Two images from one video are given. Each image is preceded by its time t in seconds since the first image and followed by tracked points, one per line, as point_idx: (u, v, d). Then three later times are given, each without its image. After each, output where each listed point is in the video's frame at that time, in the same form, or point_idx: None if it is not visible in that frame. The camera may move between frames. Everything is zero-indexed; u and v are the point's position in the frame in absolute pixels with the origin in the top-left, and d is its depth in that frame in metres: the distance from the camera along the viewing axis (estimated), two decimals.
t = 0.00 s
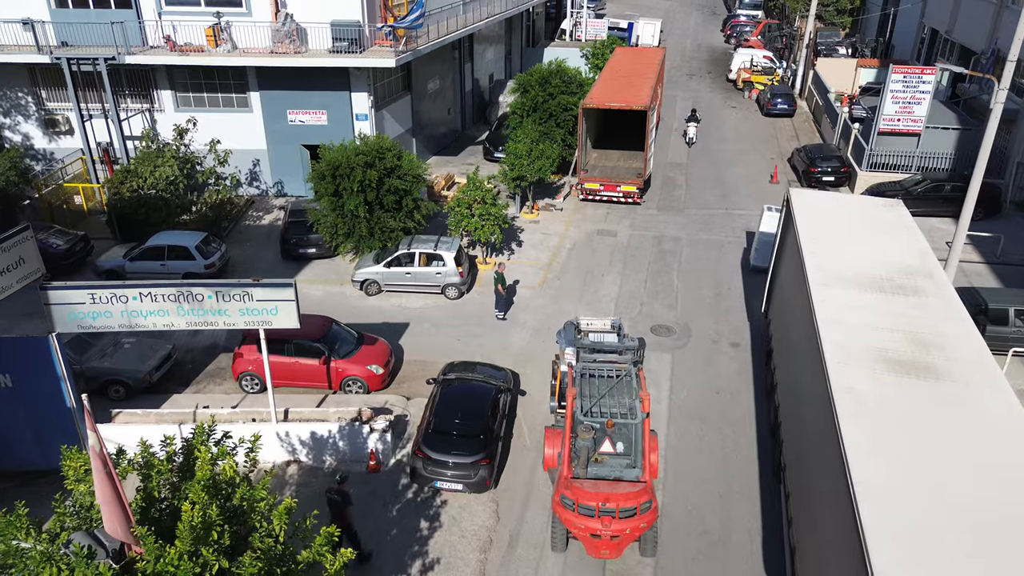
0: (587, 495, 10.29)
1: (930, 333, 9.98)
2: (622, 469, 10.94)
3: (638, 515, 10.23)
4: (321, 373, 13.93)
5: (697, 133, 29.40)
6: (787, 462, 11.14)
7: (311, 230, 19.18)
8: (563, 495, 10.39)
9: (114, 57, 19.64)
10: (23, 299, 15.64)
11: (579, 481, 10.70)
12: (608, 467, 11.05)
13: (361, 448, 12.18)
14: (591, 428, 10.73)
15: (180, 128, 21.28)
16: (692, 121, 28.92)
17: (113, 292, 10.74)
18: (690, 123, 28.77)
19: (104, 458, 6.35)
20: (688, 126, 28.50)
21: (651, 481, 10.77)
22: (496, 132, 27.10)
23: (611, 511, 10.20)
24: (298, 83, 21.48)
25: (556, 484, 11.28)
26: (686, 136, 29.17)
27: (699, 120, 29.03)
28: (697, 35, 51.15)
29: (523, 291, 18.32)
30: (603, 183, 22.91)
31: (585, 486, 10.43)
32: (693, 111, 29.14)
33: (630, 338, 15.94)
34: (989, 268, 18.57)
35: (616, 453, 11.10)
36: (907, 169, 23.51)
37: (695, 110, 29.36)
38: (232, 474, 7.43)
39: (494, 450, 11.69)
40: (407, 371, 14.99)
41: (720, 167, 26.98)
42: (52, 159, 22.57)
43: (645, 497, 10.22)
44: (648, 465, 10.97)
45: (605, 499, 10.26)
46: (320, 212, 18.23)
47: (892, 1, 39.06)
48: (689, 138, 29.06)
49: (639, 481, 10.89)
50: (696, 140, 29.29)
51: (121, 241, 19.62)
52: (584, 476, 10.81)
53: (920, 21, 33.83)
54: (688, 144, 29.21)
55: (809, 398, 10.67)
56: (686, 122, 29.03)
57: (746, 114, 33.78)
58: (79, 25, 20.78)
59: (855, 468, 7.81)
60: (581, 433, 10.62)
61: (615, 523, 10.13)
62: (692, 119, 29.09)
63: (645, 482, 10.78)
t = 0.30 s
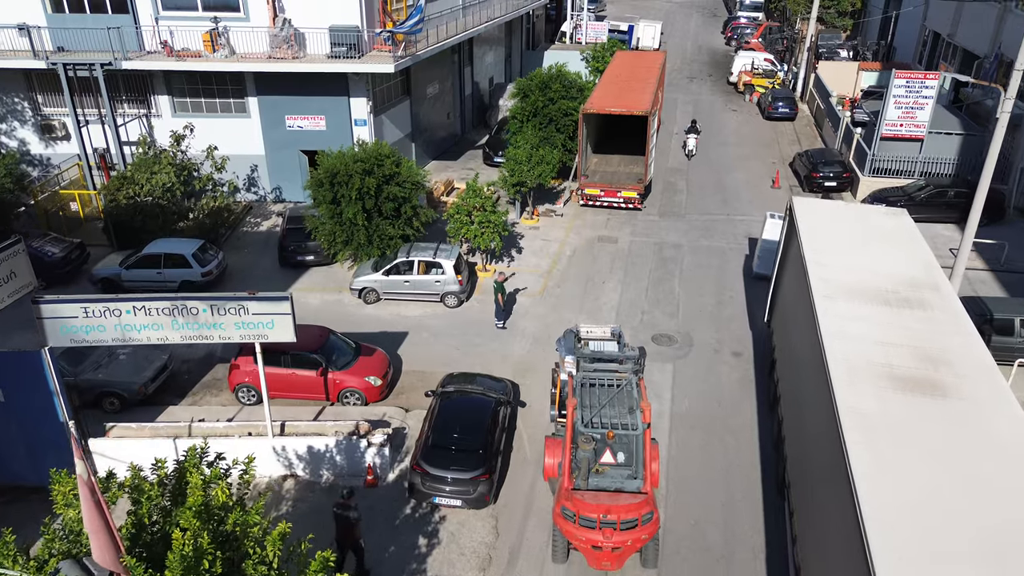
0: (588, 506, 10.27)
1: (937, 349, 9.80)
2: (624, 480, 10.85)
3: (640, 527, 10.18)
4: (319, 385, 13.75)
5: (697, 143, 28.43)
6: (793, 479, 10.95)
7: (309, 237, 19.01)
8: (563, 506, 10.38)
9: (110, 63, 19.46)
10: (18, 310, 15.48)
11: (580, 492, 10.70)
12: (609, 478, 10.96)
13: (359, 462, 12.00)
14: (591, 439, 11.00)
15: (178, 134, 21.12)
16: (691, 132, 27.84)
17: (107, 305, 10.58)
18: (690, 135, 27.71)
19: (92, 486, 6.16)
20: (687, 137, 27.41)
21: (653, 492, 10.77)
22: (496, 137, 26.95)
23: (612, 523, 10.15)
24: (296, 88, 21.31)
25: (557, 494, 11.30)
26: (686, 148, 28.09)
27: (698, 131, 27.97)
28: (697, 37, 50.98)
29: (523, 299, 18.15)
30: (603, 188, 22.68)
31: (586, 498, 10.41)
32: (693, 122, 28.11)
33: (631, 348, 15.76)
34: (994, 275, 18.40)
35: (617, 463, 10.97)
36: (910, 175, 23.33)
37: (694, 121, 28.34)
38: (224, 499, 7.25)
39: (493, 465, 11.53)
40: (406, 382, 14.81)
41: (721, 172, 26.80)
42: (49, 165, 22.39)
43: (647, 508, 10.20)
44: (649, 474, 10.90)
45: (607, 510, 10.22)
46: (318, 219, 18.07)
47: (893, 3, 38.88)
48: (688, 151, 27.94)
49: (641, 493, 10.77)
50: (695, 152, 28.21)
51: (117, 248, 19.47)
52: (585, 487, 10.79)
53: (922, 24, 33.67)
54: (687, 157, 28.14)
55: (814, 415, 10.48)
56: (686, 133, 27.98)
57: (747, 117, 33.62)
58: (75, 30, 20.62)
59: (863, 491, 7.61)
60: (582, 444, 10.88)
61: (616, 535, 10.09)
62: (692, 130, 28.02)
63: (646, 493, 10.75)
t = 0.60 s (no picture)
0: (589, 519, 10.24)
1: (945, 365, 9.62)
2: (624, 491, 10.85)
3: (641, 539, 10.20)
4: (316, 397, 13.57)
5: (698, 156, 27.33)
6: (797, 496, 10.77)
7: (307, 245, 18.83)
8: (564, 519, 10.40)
9: (106, 68, 19.29)
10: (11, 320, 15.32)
11: (581, 504, 10.76)
12: (610, 489, 11.00)
13: (356, 476, 11.83)
14: (591, 450, 10.89)
15: (175, 140, 20.96)
16: (691, 145, 26.65)
17: (100, 319, 10.41)
18: (688, 148, 26.54)
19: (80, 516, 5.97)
20: (686, 150, 26.20)
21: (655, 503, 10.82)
22: (496, 141, 26.80)
23: (613, 535, 10.20)
24: (295, 93, 21.14)
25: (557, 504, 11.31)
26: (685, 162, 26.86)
27: (698, 144, 26.82)
28: (698, 39, 50.81)
29: (522, 307, 17.97)
30: (604, 194, 22.61)
31: (587, 510, 10.40)
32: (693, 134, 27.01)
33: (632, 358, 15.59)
34: (998, 283, 18.25)
35: (618, 474, 10.96)
36: (912, 180, 23.18)
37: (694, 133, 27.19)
38: (216, 524, 7.07)
39: (493, 480, 11.39)
40: (404, 393, 14.64)
41: (722, 177, 26.62)
42: (45, 170, 22.21)
43: (648, 520, 10.24)
44: (650, 485, 11.01)
45: (607, 523, 10.21)
46: (316, 227, 17.90)
47: (895, 6, 38.71)
48: (688, 165, 26.69)
49: (643, 503, 10.84)
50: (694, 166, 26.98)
51: (114, 255, 19.30)
52: (586, 499, 10.82)
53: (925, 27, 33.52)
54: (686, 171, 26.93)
55: (819, 431, 10.30)
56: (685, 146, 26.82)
57: (747, 121, 33.46)
58: (71, 35, 20.46)
59: (870, 512, 7.43)
60: (582, 455, 10.80)
61: (617, 547, 10.10)
62: (691, 143, 26.83)
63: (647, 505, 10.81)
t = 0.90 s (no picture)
0: (591, 532, 10.36)
1: (951, 384, 9.47)
2: (626, 504, 10.82)
3: (643, 553, 10.27)
4: (314, 411, 13.41)
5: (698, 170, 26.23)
6: (801, 515, 10.59)
7: (305, 253, 18.67)
8: (566, 531, 10.46)
9: (103, 75, 19.12)
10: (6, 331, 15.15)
11: (582, 517, 10.75)
12: (612, 502, 10.94)
13: (354, 493, 11.68)
14: (592, 463, 11.02)
15: (172, 147, 20.80)
16: (690, 160, 25.64)
17: (93, 335, 10.26)
18: (688, 162, 25.50)
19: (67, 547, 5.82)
20: (686, 164, 25.19)
21: (656, 516, 10.78)
22: (496, 146, 26.68)
23: (614, 549, 10.29)
24: (293, 100, 20.98)
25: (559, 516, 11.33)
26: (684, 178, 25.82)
27: (698, 158, 25.81)
28: (698, 41, 50.66)
29: (523, 317, 17.81)
30: (605, 201, 22.34)
31: (588, 523, 10.46)
32: (692, 149, 26.01)
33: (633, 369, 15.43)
34: (1003, 292, 18.08)
35: (619, 487, 10.93)
36: (915, 186, 22.98)
37: (693, 147, 26.17)
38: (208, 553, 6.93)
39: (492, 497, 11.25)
40: (403, 406, 14.48)
41: (724, 182, 26.46)
42: (42, 177, 22.05)
43: (650, 533, 10.30)
44: (652, 498, 11.00)
45: (609, 537, 10.32)
46: (315, 235, 17.74)
47: (897, 10, 38.56)
48: (688, 180, 25.62)
49: (644, 517, 10.78)
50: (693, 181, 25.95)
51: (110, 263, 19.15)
52: (587, 512, 10.81)
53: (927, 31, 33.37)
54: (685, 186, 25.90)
55: (823, 450, 10.12)
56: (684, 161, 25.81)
57: (748, 125, 33.32)
58: (67, 41, 20.30)
59: (878, 539, 7.23)
60: (585, 468, 10.88)
61: (619, 561, 10.19)
62: (690, 157, 25.82)
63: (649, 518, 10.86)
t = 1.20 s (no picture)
0: (591, 548, 10.36)
1: (958, 404, 9.33)
2: (627, 519, 10.88)
3: (644, 568, 10.29)
4: (312, 426, 13.27)
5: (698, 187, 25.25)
6: (805, 536, 10.43)
7: (303, 263, 18.52)
8: (566, 545, 10.49)
9: (100, 83, 18.99)
10: None
11: (582, 533, 10.69)
12: (612, 517, 10.99)
13: (352, 511, 11.54)
14: (593, 477, 11.12)
15: (170, 156, 20.68)
16: (689, 176, 24.69)
17: (87, 353, 10.11)
18: (687, 179, 24.52)
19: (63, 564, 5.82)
20: (687, 181, 24.32)
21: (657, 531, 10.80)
22: (497, 152, 26.59)
23: (615, 564, 10.31)
24: (291, 107, 20.85)
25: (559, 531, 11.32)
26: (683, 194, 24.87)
27: (698, 173, 24.86)
28: (698, 44, 50.54)
29: (522, 327, 17.66)
30: (605, 208, 22.27)
31: (589, 539, 10.51)
32: (692, 163, 25.03)
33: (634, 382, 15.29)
34: (1006, 302, 17.93)
35: (619, 501, 11.03)
36: (918, 194, 22.86)
37: (693, 162, 25.18)
38: None
39: (491, 516, 11.14)
40: (402, 420, 14.33)
41: (725, 189, 26.32)
42: (39, 184, 21.91)
43: (651, 548, 10.37)
44: (653, 511, 10.97)
45: (609, 552, 10.37)
46: (313, 245, 17.61)
47: (898, 14, 38.42)
48: (687, 197, 24.65)
49: (645, 532, 10.81)
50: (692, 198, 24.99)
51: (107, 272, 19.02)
52: (589, 527, 10.77)
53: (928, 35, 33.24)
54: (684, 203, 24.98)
55: (827, 471, 9.95)
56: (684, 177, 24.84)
57: (749, 129, 33.20)
58: (63, 48, 20.16)
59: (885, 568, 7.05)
60: (585, 483, 10.96)
61: None
62: (690, 172, 24.85)
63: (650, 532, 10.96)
